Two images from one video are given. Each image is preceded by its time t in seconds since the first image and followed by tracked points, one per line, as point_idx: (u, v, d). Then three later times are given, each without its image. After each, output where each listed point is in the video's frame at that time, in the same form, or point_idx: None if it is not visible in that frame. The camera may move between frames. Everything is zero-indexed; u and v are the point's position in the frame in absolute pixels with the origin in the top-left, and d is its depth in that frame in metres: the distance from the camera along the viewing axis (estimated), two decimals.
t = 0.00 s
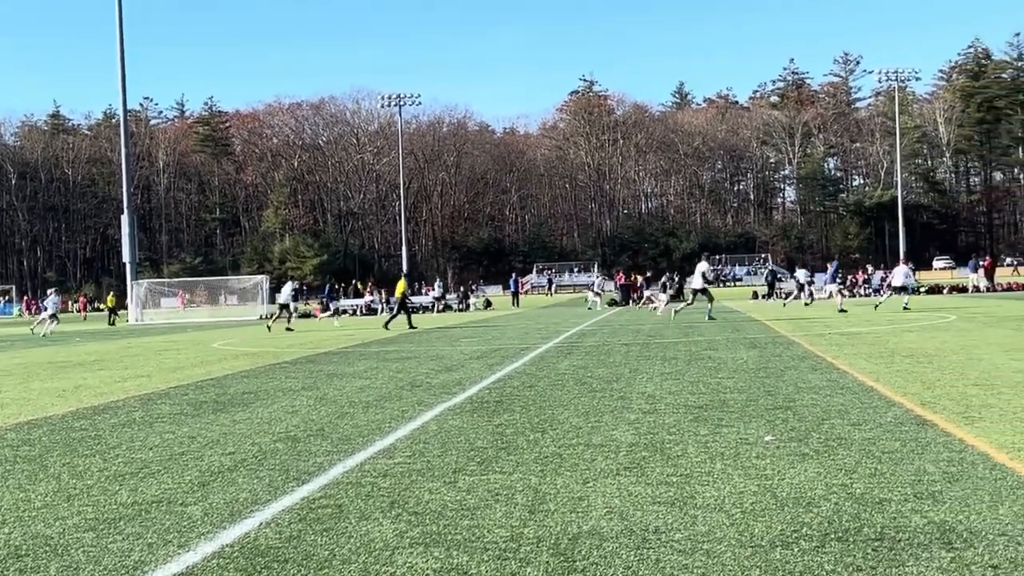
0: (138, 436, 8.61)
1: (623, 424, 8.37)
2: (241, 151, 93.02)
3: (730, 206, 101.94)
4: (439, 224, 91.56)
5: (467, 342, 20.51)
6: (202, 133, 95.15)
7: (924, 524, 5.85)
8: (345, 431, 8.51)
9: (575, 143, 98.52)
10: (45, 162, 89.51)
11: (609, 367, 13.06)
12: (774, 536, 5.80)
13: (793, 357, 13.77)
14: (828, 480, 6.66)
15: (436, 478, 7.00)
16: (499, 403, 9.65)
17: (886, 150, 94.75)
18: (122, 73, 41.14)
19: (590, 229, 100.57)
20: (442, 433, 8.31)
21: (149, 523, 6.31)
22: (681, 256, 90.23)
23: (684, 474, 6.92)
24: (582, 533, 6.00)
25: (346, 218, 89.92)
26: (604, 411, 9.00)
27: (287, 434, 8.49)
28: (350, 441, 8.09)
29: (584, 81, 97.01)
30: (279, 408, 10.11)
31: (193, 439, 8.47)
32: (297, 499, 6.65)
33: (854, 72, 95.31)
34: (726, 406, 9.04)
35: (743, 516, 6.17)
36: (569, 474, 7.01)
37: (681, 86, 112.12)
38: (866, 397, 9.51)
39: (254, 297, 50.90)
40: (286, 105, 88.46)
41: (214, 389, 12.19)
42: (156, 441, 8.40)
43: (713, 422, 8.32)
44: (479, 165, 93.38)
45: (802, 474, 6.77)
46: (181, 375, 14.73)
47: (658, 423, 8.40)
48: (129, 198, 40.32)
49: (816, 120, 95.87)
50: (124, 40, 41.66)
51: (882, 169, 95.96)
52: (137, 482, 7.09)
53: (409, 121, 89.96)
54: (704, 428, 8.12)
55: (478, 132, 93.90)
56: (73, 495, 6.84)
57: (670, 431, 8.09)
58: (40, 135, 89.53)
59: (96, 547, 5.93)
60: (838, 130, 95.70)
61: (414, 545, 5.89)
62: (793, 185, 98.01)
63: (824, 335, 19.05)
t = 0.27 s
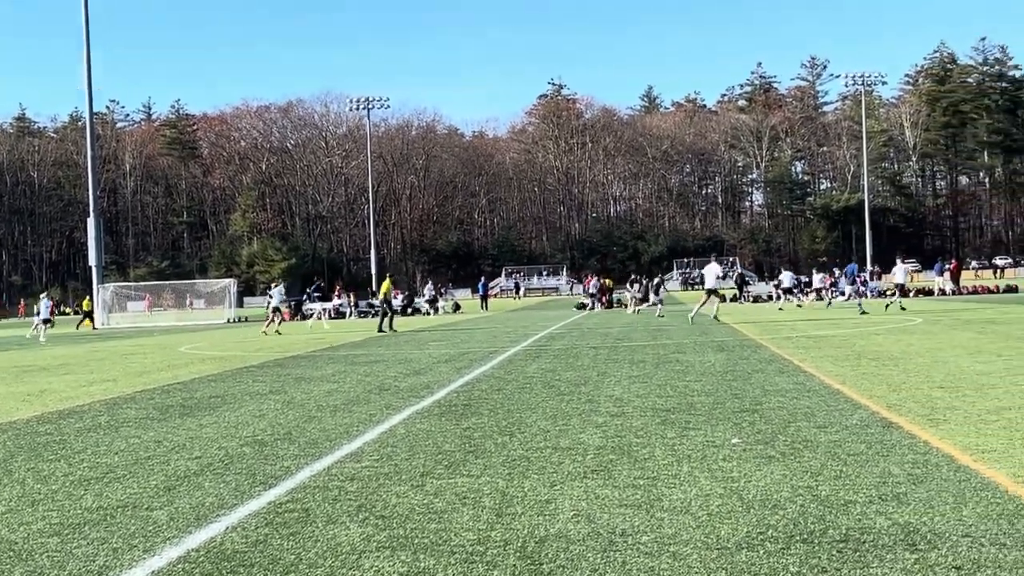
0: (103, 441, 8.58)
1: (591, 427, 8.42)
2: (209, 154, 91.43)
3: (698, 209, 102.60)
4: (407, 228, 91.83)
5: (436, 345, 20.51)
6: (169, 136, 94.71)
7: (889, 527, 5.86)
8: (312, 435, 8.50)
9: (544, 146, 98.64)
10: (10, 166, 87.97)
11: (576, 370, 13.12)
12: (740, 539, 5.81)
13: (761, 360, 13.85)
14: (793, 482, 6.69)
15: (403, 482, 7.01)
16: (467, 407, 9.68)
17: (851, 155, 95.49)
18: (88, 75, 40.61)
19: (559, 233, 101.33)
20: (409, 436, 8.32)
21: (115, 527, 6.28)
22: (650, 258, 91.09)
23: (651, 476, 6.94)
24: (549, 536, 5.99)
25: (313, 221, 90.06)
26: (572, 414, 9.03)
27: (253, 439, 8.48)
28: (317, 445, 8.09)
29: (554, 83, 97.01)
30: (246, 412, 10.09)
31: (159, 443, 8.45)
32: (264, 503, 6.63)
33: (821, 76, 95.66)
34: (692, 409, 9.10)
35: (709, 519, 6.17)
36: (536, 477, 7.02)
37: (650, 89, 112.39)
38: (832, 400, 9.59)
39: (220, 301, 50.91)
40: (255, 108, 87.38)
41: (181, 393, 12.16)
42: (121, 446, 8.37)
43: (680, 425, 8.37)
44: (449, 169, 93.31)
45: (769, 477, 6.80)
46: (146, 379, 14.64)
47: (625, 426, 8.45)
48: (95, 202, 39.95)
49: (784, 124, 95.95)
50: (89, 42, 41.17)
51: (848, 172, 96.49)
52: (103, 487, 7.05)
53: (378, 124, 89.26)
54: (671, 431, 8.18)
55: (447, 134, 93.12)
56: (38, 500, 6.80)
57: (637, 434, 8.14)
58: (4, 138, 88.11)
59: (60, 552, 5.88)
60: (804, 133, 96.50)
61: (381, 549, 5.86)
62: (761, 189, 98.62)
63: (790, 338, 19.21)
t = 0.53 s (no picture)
0: (69, 444, 8.55)
1: (559, 430, 8.46)
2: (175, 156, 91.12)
3: (665, 212, 103.39)
4: (375, 230, 91.80)
5: (406, 348, 20.51)
6: (136, 138, 92.75)
7: (855, 527, 5.89)
8: (280, 439, 8.50)
9: (512, 149, 97.87)
10: None
11: (544, 373, 13.17)
12: (707, 540, 5.82)
13: (728, 362, 13.91)
14: (760, 483, 6.73)
15: (371, 485, 7.00)
16: (435, 409, 9.70)
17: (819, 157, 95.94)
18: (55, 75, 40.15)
19: (528, 235, 100.35)
20: (377, 439, 8.33)
21: (80, 531, 6.24)
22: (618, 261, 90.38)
23: (619, 479, 6.96)
24: (517, 538, 5.98)
25: (282, 224, 89.87)
26: (540, 417, 9.05)
27: (220, 442, 8.46)
28: (285, 448, 8.08)
29: (523, 86, 96.01)
30: (213, 415, 10.08)
31: (125, 447, 8.42)
32: (231, 507, 6.60)
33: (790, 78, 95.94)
34: (660, 411, 9.15)
35: (677, 519, 6.19)
36: (504, 480, 7.03)
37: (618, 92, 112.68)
38: (799, 402, 9.68)
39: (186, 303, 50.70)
40: (222, 110, 86.86)
41: (147, 397, 12.11)
42: (87, 450, 8.34)
43: (648, 427, 8.43)
44: (417, 171, 93.51)
45: (736, 478, 6.84)
46: (111, 383, 14.55)
47: (593, 428, 8.49)
48: (60, 204, 39.53)
49: (751, 127, 96.80)
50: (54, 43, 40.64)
51: (816, 175, 97.08)
52: (69, 491, 7.02)
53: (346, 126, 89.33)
54: (639, 433, 8.24)
55: (415, 137, 93.53)
56: (4, 505, 6.76)
57: (606, 436, 8.17)
58: None
59: (26, 556, 5.84)
60: (771, 136, 96.81)
61: (348, 552, 5.82)
62: (730, 192, 99.26)
63: (758, 340, 19.35)
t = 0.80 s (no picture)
0: (36, 447, 8.51)
1: (530, 431, 8.50)
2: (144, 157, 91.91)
3: (636, 213, 103.75)
4: (345, 231, 92.23)
5: (377, 349, 20.53)
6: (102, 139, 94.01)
7: (824, 527, 5.91)
8: (250, 441, 8.49)
9: (483, 151, 97.83)
10: None
11: (515, 374, 13.23)
12: (678, 540, 5.82)
13: (698, 362, 13.99)
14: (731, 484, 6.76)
15: (341, 487, 6.99)
16: (406, 411, 9.72)
17: (786, 159, 96.70)
18: (23, 77, 39.72)
19: (498, 237, 100.64)
20: (347, 441, 8.33)
21: (48, 534, 6.20)
22: (589, 262, 90.27)
23: (589, 479, 6.98)
24: (488, 539, 5.97)
25: (251, 225, 88.80)
26: (511, 418, 9.07)
27: (190, 444, 8.44)
28: (255, 450, 8.06)
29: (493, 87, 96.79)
30: (182, 417, 10.04)
31: (94, 449, 8.38)
32: (200, 509, 6.57)
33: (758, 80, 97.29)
34: (631, 412, 9.20)
35: (647, 520, 6.20)
36: (475, 481, 7.03)
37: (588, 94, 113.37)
38: (769, 402, 9.75)
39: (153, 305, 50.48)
40: (191, 111, 86.53)
41: (116, 399, 12.06)
42: (55, 452, 8.30)
43: (618, 428, 8.47)
44: (387, 173, 93.43)
45: (706, 478, 6.87)
46: (78, 385, 14.48)
47: (564, 429, 8.54)
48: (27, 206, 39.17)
49: (720, 129, 97.63)
50: (21, 43, 40.20)
51: (784, 176, 97.80)
52: (37, 494, 6.97)
53: (315, 127, 89.11)
54: (610, 434, 8.28)
55: (385, 138, 93.48)
56: None
57: (576, 437, 8.21)
58: None
59: None
60: (740, 138, 98.06)
61: (318, 554, 5.78)
62: (699, 193, 100.06)
63: (727, 341, 19.48)
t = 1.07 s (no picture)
0: (7, 448, 8.48)
1: (503, 431, 8.54)
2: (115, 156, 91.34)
3: (608, 213, 104.63)
4: (318, 231, 92.39)
5: (351, 349, 20.51)
6: (74, 138, 92.36)
7: (795, 525, 5.94)
8: (223, 441, 8.48)
9: (456, 150, 97.45)
10: None
11: (488, 373, 13.26)
12: (651, 539, 5.83)
13: (671, 362, 14.02)
14: (702, 482, 6.79)
15: (314, 487, 6.99)
16: (378, 411, 9.72)
17: (758, 160, 97.13)
18: None
19: (471, 237, 100.61)
20: (320, 441, 8.33)
21: (19, 536, 6.16)
22: (561, 262, 90.69)
23: (562, 479, 6.99)
24: (460, 540, 5.98)
25: (223, 224, 88.51)
26: (484, 418, 9.06)
27: (162, 445, 8.41)
28: (227, 450, 8.04)
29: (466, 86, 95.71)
30: (154, 417, 10.00)
31: (64, 450, 8.34)
32: (171, 511, 6.54)
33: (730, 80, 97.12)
34: (603, 411, 9.24)
35: (620, 519, 6.21)
36: (448, 480, 7.03)
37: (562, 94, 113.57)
38: (741, 401, 9.80)
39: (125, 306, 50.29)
40: (161, 110, 85.87)
41: (87, 400, 12.02)
42: (26, 453, 8.27)
43: (591, 427, 8.50)
44: (360, 172, 93.34)
45: (678, 478, 6.90)
46: (49, 386, 14.42)
47: (537, 428, 8.57)
48: None
49: (693, 128, 98.85)
50: None
51: (756, 176, 98.33)
52: (8, 495, 6.94)
53: (287, 126, 88.48)
54: (583, 433, 8.32)
55: (358, 138, 93.29)
56: None
57: (550, 436, 8.24)
58: None
59: None
60: (712, 138, 98.77)
61: (290, 554, 5.75)
62: (672, 193, 100.51)
63: (700, 340, 19.56)
